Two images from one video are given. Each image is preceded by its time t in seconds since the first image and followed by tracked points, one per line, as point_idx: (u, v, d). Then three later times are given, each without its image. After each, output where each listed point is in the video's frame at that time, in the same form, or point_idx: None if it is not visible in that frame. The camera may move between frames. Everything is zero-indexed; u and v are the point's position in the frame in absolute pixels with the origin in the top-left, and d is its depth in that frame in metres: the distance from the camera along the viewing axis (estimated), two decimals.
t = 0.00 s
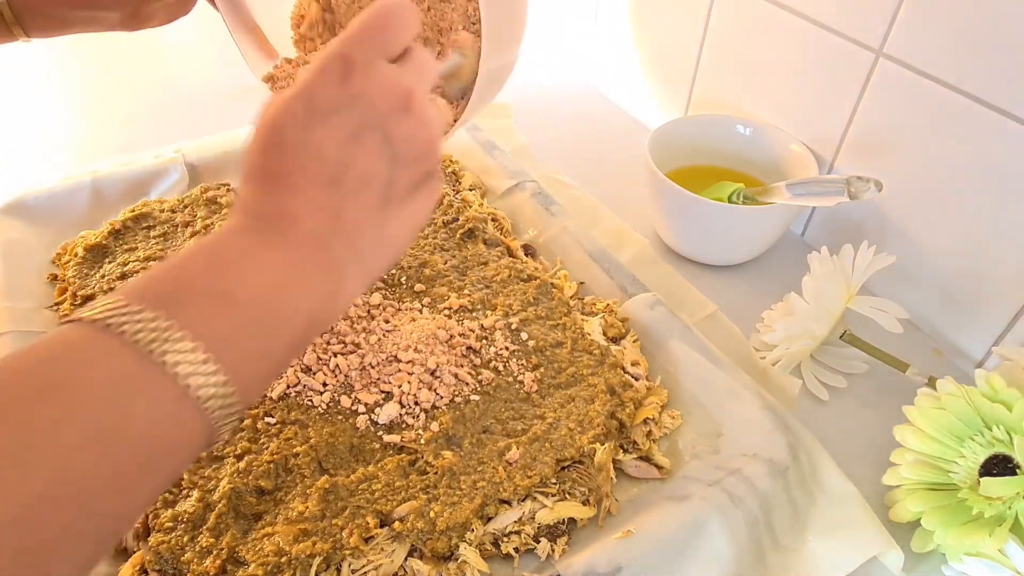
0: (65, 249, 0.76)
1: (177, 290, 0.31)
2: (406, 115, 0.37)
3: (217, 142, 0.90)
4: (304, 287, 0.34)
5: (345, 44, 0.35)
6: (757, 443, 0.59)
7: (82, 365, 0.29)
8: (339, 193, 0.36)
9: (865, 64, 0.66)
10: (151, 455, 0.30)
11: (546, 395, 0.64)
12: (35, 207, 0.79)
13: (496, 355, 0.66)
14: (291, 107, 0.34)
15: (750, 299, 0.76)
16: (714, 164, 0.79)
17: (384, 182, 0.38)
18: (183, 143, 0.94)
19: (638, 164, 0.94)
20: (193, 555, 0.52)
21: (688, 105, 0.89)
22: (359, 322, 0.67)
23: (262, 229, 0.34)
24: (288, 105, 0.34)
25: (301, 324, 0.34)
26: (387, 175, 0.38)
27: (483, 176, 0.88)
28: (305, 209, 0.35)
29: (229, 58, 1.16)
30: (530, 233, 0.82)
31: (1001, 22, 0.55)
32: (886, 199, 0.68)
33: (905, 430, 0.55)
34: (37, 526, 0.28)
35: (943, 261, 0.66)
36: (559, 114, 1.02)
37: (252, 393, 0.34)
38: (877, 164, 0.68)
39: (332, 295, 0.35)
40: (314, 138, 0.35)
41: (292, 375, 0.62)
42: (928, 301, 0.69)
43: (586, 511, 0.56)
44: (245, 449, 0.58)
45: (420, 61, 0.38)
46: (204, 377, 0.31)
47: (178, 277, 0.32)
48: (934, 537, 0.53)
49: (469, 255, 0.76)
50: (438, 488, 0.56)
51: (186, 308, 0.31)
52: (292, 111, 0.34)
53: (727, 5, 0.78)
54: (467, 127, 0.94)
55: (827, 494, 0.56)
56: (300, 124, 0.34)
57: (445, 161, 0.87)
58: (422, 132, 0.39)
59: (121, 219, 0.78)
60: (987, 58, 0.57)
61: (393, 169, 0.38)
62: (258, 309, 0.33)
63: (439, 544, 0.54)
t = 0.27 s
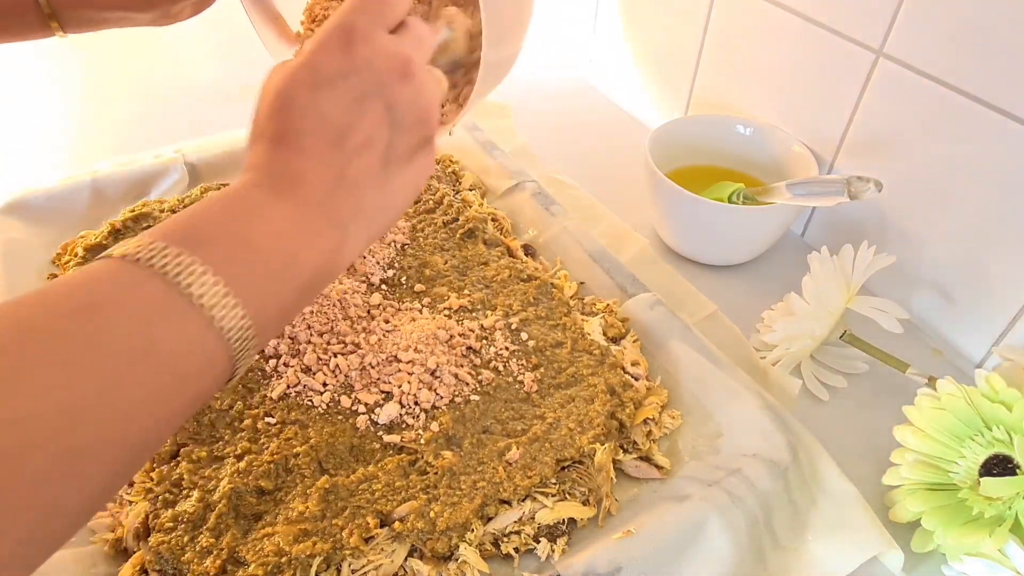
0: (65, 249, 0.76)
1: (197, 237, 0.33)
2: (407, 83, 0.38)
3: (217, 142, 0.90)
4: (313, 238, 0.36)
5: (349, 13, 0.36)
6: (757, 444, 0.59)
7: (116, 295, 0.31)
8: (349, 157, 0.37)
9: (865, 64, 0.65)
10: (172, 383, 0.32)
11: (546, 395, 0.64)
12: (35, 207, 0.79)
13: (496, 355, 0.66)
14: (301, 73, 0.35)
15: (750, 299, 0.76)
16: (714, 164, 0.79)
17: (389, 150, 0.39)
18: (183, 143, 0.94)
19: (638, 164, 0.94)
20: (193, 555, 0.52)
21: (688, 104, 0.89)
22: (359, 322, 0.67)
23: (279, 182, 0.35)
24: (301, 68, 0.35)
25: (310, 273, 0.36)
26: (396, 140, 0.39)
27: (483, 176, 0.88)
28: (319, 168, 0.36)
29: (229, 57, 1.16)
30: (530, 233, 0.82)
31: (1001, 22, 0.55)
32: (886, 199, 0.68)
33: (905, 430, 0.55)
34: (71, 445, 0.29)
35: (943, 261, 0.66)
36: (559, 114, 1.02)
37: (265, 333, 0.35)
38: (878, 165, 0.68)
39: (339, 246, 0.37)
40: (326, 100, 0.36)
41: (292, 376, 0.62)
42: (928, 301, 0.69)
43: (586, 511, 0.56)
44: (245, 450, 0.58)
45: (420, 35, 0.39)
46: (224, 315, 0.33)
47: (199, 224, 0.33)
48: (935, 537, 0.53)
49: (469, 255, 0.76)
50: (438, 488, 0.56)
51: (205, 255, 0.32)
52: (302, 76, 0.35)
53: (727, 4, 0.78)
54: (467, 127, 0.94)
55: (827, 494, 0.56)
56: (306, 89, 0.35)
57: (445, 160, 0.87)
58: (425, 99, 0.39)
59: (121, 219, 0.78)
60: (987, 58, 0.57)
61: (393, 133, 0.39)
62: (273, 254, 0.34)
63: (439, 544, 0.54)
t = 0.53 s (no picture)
0: (65, 249, 0.76)
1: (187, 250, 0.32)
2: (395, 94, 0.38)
3: (217, 143, 0.90)
4: (310, 247, 0.35)
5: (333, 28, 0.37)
6: (757, 444, 0.59)
7: (132, 308, 0.31)
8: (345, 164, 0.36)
9: (866, 64, 0.65)
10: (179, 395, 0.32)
11: (546, 395, 0.64)
12: (34, 207, 0.79)
13: (497, 355, 0.66)
14: (293, 83, 0.35)
15: (750, 300, 0.76)
16: (715, 164, 0.79)
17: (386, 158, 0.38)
18: (183, 143, 0.94)
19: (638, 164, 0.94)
20: (193, 556, 0.52)
21: (688, 104, 0.89)
22: (359, 321, 0.67)
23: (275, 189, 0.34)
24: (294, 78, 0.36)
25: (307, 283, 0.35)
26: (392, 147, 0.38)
27: (484, 176, 0.88)
28: (313, 178, 0.35)
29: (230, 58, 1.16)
30: (530, 233, 0.82)
31: (1001, 22, 0.55)
32: (886, 199, 0.68)
33: (905, 430, 0.55)
34: (64, 459, 0.29)
35: (943, 261, 0.66)
36: (559, 114, 1.02)
37: (264, 350, 0.34)
38: (878, 165, 0.68)
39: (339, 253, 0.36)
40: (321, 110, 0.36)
41: (292, 375, 0.62)
42: (928, 301, 0.69)
43: (586, 511, 0.56)
44: (245, 449, 0.58)
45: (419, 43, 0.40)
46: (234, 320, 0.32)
47: (190, 241, 0.33)
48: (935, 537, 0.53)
49: (469, 255, 0.76)
50: (439, 488, 0.56)
51: (193, 267, 0.32)
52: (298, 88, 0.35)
53: (727, 3, 0.78)
54: (468, 127, 0.95)
55: (827, 494, 0.56)
56: (302, 97, 0.36)
57: (444, 160, 0.87)
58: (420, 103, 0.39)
59: (122, 219, 0.78)
60: (987, 57, 0.57)
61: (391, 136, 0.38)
62: (267, 266, 0.33)
63: (440, 544, 0.54)
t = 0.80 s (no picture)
0: (65, 250, 0.76)
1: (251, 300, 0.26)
2: (447, 160, 0.31)
3: (217, 143, 0.90)
4: (370, 325, 0.29)
5: (397, 58, 0.30)
6: (757, 444, 0.59)
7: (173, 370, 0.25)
8: (411, 220, 0.30)
9: (865, 64, 0.66)
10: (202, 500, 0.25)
11: (546, 394, 0.64)
12: (34, 207, 0.79)
13: (497, 355, 0.66)
14: (356, 103, 0.29)
15: (750, 300, 0.76)
16: (715, 164, 0.79)
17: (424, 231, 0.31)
18: (183, 143, 0.94)
19: (638, 164, 0.94)
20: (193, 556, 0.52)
21: (688, 105, 0.89)
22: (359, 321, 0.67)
23: (318, 248, 0.27)
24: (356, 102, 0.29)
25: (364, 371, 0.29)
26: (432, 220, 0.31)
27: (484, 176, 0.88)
28: (381, 233, 0.29)
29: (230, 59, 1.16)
30: (530, 234, 0.82)
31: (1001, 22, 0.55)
32: (886, 199, 0.68)
33: (905, 431, 0.55)
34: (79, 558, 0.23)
35: (943, 261, 0.66)
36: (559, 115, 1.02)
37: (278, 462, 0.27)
38: (878, 165, 0.68)
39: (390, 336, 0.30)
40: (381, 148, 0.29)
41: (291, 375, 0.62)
42: (928, 301, 0.69)
43: (586, 511, 0.56)
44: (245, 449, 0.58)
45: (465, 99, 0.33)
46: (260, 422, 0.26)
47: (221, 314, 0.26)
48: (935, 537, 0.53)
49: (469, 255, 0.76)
50: (439, 488, 0.56)
51: (257, 337, 0.26)
52: (354, 115, 0.28)
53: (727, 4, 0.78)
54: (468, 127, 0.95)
55: (827, 494, 0.56)
56: (337, 153, 0.28)
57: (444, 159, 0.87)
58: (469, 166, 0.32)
59: (121, 219, 0.78)
60: (986, 57, 0.57)
61: (415, 248, 0.31)
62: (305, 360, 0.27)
63: (439, 544, 0.54)
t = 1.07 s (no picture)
0: (65, 250, 0.76)
1: (245, 427, 0.24)
2: (469, 266, 0.27)
3: (217, 143, 0.90)
4: (380, 458, 0.26)
5: (423, 142, 0.28)
6: (757, 444, 0.59)
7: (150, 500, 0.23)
8: (424, 341, 0.26)
9: (865, 64, 0.66)
10: None
11: (546, 394, 0.64)
12: (34, 207, 0.79)
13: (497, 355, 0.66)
14: (359, 205, 0.25)
15: (750, 299, 0.76)
16: (715, 164, 0.79)
17: (442, 347, 0.27)
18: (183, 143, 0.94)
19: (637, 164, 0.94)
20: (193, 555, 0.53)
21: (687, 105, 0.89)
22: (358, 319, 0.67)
23: (321, 371, 0.25)
24: (364, 208, 0.25)
25: (377, 499, 0.26)
26: (448, 341, 0.27)
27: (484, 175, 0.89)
28: (386, 354, 0.26)
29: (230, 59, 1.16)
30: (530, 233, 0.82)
31: (1001, 22, 0.55)
32: (886, 199, 0.68)
33: (905, 431, 0.55)
34: None
35: (943, 261, 0.66)
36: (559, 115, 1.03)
37: None
38: (878, 165, 0.68)
39: (405, 463, 0.27)
40: (395, 258, 0.25)
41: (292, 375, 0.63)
42: (928, 302, 0.69)
43: (586, 511, 0.56)
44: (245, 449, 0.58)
45: (497, 176, 0.31)
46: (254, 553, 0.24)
47: (206, 443, 0.24)
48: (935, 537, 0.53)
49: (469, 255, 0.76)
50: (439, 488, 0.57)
51: (243, 476, 0.24)
52: (363, 224, 0.25)
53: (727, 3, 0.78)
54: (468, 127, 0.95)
55: (827, 494, 0.56)
56: (350, 237, 0.25)
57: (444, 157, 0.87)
58: (502, 267, 0.28)
59: (122, 219, 0.78)
60: (986, 57, 0.57)
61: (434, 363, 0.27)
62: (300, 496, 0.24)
63: (440, 543, 0.54)
